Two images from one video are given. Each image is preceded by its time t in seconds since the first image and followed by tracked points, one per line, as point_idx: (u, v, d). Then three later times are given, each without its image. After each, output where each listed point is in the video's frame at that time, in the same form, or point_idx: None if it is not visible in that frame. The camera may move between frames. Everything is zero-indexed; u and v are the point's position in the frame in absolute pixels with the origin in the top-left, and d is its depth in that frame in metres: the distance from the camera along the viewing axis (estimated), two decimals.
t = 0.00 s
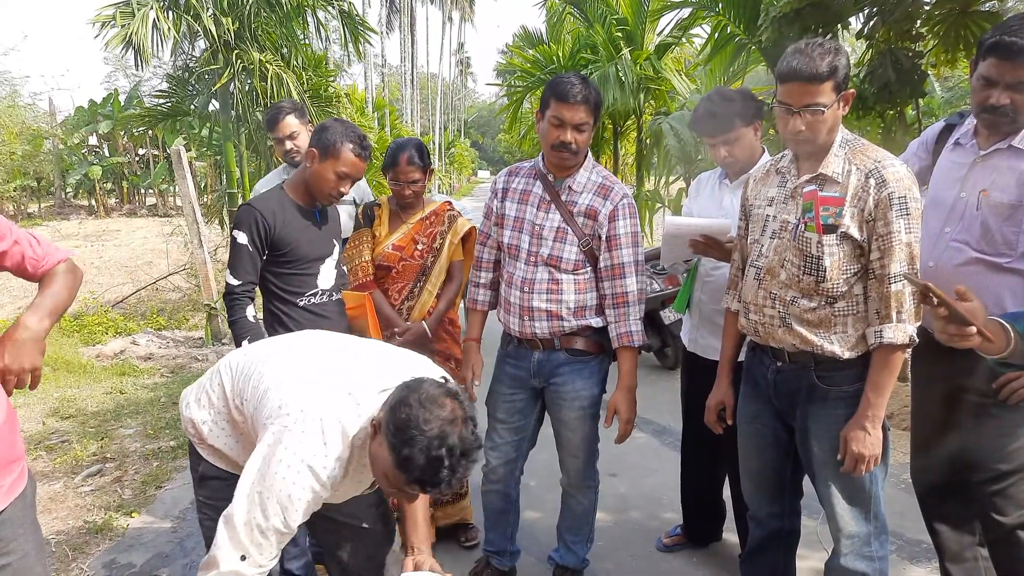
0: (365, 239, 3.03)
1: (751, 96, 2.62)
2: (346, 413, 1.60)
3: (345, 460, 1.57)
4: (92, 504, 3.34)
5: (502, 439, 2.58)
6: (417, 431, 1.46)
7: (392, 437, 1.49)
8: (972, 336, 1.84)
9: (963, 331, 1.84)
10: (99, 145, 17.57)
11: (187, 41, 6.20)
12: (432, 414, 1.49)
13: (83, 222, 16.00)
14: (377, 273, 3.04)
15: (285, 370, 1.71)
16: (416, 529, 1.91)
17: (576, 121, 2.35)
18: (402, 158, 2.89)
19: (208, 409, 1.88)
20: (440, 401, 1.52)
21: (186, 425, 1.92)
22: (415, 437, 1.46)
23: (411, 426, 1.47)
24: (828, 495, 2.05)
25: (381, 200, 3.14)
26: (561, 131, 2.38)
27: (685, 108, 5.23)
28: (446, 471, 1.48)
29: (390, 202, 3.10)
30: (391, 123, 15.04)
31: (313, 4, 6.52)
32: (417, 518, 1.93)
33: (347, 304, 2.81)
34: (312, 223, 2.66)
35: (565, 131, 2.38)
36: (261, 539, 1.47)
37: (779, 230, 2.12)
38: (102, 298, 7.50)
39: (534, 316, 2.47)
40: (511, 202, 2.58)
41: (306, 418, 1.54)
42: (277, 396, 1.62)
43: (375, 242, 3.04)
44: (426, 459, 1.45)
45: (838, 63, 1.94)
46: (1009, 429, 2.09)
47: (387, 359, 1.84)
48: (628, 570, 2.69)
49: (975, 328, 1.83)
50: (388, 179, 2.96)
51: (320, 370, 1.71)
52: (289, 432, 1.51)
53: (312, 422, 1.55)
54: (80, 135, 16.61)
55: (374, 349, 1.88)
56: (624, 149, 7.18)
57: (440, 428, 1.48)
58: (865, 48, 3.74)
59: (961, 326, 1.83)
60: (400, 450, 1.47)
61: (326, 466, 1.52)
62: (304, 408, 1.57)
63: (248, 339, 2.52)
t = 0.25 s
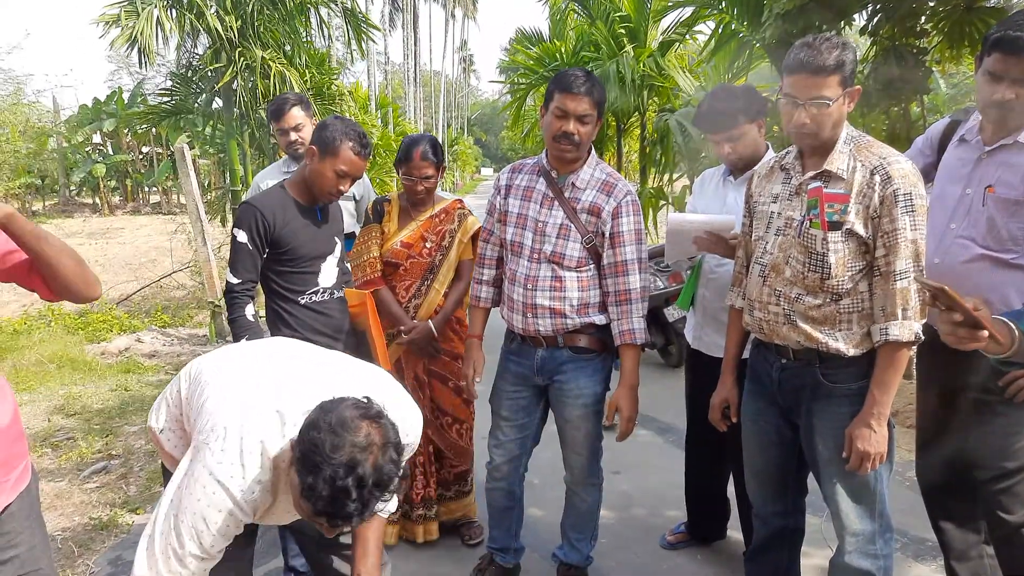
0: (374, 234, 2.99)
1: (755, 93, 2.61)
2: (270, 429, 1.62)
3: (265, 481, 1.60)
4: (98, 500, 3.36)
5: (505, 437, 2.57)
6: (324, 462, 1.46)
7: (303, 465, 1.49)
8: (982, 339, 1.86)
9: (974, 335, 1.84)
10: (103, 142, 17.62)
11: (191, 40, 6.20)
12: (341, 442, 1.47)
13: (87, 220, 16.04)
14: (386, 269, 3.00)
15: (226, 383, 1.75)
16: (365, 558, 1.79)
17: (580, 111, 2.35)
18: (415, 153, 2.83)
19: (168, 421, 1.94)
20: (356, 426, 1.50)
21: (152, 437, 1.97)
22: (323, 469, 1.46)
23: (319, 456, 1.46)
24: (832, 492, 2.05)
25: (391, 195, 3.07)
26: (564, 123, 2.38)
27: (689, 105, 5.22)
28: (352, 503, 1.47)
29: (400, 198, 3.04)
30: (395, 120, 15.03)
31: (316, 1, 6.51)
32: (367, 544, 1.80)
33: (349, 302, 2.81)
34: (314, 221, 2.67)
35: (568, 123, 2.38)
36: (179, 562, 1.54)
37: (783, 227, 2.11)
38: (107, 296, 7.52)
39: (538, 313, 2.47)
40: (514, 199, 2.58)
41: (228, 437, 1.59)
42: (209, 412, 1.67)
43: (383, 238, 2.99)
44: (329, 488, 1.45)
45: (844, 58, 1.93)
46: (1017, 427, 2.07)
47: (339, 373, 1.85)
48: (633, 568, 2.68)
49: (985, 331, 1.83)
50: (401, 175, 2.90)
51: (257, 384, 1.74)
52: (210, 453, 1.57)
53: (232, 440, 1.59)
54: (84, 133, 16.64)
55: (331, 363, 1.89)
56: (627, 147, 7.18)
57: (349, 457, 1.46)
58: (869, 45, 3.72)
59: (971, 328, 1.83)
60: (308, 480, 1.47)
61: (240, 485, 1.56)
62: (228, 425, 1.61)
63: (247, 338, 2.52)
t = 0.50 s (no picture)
0: (400, 209, 2.95)
1: (781, 71, 2.58)
2: (245, 410, 1.64)
3: (241, 463, 1.61)
4: (123, 469, 3.43)
5: (523, 413, 2.58)
6: (288, 449, 1.47)
7: (269, 453, 1.50)
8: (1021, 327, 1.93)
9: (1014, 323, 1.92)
10: (124, 121, 17.76)
11: (211, 17, 6.22)
12: (306, 428, 1.48)
13: (110, 198, 16.22)
14: (412, 246, 2.98)
15: (208, 368, 1.78)
16: (360, 543, 1.84)
17: (602, 87, 2.34)
18: (447, 130, 2.80)
19: (163, 403, 2.01)
20: (321, 409, 1.51)
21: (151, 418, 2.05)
22: (286, 455, 1.47)
23: (283, 444, 1.48)
24: (852, 472, 2.04)
25: (418, 171, 3.04)
26: (586, 99, 2.37)
27: (711, 85, 5.16)
28: (316, 488, 1.47)
29: (428, 174, 3.01)
30: (413, 100, 14.99)
31: None
32: (364, 532, 1.87)
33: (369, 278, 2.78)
34: (334, 198, 2.67)
35: (590, 99, 2.37)
36: (166, 550, 1.57)
37: (808, 205, 2.09)
38: (131, 272, 7.63)
39: (557, 291, 2.46)
40: (534, 176, 2.57)
41: (203, 422, 1.62)
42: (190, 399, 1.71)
43: (409, 215, 2.96)
44: (292, 472, 1.46)
45: (874, 34, 1.90)
46: None
47: (324, 362, 1.86)
48: (649, 545, 2.70)
49: None
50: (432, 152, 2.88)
51: (236, 368, 1.76)
52: (188, 437, 1.61)
53: (208, 425, 1.61)
54: (106, 112, 16.78)
55: (319, 351, 1.90)
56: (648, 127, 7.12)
57: (313, 441, 1.48)
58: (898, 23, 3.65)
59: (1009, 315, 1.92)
60: (273, 467, 1.48)
61: (216, 467, 1.58)
62: (206, 408, 1.64)
63: (270, 312, 2.55)
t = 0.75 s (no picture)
0: (445, 154, 2.91)
1: (833, 14, 2.48)
2: (265, 343, 1.60)
3: (265, 395, 1.56)
4: (168, 404, 3.57)
5: (556, 360, 2.60)
6: (302, 385, 1.42)
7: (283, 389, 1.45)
8: None
9: None
10: (162, 70, 17.88)
11: None
12: (320, 363, 1.43)
13: (149, 146, 16.46)
14: (456, 192, 2.94)
15: (231, 307, 1.74)
16: (392, 477, 1.88)
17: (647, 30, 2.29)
18: (498, 77, 2.75)
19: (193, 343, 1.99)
20: (335, 345, 1.45)
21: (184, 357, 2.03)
22: (300, 391, 1.41)
23: (297, 380, 1.42)
24: (889, 424, 2.03)
25: (464, 116, 2.99)
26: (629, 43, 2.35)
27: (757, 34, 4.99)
28: (331, 424, 1.41)
29: (474, 120, 2.96)
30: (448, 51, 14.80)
31: None
32: (393, 468, 1.89)
33: (406, 224, 2.82)
34: (373, 142, 2.66)
35: (634, 42, 2.35)
36: (202, 485, 1.54)
37: (858, 153, 2.03)
38: (171, 217, 7.78)
39: (594, 239, 2.44)
40: (573, 122, 2.53)
41: (229, 359, 1.58)
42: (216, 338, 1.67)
43: (454, 161, 2.92)
44: (306, 407, 1.40)
45: None
46: None
47: (353, 305, 1.79)
48: (677, 492, 2.73)
49: None
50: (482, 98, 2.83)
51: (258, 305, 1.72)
52: (212, 375, 1.58)
53: (233, 361, 1.58)
54: (144, 59, 16.85)
55: (348, 292, 1.84)
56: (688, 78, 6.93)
57: (327, 376, 1.42)
58: None
59: None
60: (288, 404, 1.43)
61: (239, 400, 1.54)
62: (229, 347, 1.61)
63: (313, 253, 2.58)
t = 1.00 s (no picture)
0: (478, 49, 2.79)
1: None
2: (290, 219, 1.54)
3: (292, 269, 1.50)
4: (193, 295, 3.63)
5: (579, 263, 2.59)
6: (334, 258, 1.38)
7: (313, 266, 1.40)
8: None
9: None
10: None
11: None
12: (351, 238, 1.39)
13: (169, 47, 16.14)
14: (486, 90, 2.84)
15: (255, 189, 1.69)
16: (411, 366, 1.91)
17: None
18: None
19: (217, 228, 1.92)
20: (365, 221, 1.42)
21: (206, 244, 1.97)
22: (333, 265, 1.38)
23: (328, 254, 1.38)
24: (913, 335, 2.02)
25: (501, 10, 2.83)
26: None
27: None
28: (366, 296, 1.37)
29: (510, 13, 2.79)
30: None
31: None
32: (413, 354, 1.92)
33: (430, 120, 2.76)
34: (400, 35, 2.56)
35: None
36: (229, 356, 1.48)
37: (909, 55, 1.92)
38: (193, 115, 7.70)
39: (624, 140, 2.37)
40: (609, 18, 2.42)
41: (255, 236, 1.54)
42: (241, 219, 1.62)
43: (486, 57, 2.79)
44: (339, 280, 1.37)
45: None
46: None
47: (379, 186, 1.74)
48: (692, 398, 2.77)
49: None
50: None
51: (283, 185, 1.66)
52: (239, 253, 1.54)
53: (259, 238, 1.53)
54: None
55: (375, 178, 1.79)
56: None
57: (357, 249, 1.38)
58: None
59: None
60: (320, 279, 1.39)
61: (265, 275, 1.49)
62: (256, 225, 1.56)
63: (338, 147, 2.53)
